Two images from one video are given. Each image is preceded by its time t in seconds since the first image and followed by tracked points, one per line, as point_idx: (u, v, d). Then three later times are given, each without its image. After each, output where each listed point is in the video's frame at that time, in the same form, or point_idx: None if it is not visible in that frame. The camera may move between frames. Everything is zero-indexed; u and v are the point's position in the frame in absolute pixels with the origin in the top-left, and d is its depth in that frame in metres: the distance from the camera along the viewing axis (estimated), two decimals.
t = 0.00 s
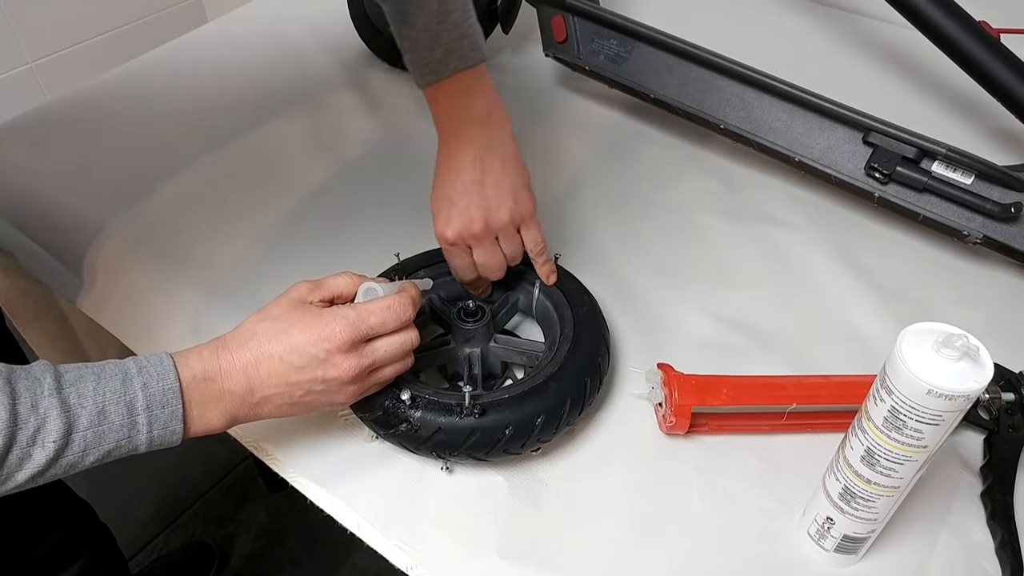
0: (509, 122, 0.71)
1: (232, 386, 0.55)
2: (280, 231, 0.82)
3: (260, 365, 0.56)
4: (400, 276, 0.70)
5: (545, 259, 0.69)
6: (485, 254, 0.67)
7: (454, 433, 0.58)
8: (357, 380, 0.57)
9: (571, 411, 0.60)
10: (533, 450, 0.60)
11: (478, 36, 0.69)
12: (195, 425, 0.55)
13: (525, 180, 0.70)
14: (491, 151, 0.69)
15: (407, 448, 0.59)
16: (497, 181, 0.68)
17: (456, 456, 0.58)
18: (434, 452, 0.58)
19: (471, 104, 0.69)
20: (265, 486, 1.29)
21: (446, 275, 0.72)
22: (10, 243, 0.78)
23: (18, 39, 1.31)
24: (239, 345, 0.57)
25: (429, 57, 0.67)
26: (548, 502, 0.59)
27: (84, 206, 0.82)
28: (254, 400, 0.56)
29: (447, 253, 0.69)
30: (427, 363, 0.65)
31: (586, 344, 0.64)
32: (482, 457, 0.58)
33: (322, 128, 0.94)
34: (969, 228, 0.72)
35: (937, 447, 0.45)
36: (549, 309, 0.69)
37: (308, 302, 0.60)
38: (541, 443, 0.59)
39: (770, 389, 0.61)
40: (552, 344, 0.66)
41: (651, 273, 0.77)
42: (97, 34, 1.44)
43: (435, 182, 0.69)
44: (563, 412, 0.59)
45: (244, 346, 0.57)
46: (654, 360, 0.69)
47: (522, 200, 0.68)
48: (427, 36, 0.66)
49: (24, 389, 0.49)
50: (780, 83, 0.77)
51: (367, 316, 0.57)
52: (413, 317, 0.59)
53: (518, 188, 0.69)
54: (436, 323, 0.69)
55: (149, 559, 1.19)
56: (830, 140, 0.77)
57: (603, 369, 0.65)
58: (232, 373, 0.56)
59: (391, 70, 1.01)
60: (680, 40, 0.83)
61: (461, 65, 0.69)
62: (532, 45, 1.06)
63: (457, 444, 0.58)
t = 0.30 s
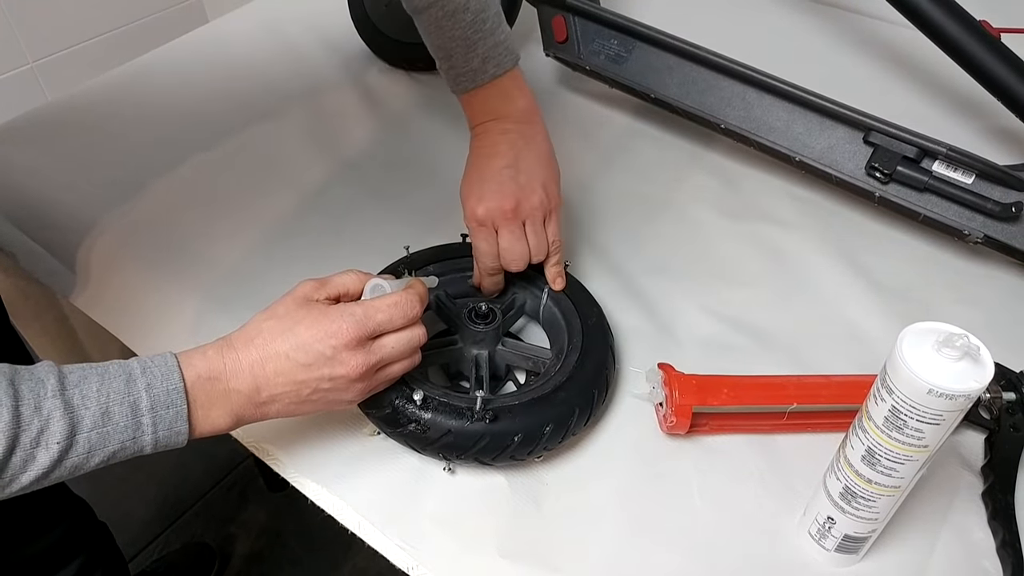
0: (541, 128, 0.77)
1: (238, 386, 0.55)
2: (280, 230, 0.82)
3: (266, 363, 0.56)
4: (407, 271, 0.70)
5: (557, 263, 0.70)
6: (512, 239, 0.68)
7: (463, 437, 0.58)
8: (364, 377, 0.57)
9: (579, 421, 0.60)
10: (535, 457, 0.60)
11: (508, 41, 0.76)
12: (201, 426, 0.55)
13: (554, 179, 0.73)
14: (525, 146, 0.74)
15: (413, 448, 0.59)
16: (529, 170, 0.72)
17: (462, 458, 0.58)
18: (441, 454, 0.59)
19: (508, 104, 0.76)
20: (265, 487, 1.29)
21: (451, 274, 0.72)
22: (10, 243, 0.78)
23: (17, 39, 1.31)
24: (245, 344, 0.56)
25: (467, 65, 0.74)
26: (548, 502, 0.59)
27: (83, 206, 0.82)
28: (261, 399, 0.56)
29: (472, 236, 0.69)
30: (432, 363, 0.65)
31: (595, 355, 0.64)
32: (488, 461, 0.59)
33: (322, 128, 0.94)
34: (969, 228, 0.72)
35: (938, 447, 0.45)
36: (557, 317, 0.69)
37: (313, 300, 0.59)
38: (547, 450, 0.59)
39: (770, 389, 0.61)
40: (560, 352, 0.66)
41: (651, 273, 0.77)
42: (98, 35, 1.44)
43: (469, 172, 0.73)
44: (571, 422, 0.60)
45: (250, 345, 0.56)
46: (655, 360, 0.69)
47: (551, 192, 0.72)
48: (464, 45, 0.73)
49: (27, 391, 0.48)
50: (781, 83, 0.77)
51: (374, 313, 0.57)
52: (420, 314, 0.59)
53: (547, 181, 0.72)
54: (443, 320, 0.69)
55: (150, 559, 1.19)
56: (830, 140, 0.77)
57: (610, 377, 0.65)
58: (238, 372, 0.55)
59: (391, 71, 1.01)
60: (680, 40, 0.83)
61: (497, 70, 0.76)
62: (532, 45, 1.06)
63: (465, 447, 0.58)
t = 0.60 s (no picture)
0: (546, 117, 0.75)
1: (237, 389, 0.55)
2: (280, 231, 0.82)
3: (265, 367, 0.56)
4: (407, 272, 0.70)
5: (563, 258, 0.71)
6: (543, 242, 0.69)
7: (464, 437, 0.58)
8: (363, 380, 0.58)
9: (579, 421, 0.60)
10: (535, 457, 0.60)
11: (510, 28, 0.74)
12: (201, 429, 0.55)
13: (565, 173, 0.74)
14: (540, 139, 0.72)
15: (414, 449, 0.59)
16: (552, 167, 0.71)
17: (463, 459, 0.58)
18: (443, 454, 0.59)
19: (516, 95, 0.73)
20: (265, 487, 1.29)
21: (451, 274, 0.72)
22: (10, 243, 0.78)
23: (18, 39, 1.31)
24: (244, 347, 0.56)
25: (472, 54, 0.72)
26: (548, 502, 0.59)
27: (83, 206, 0.82)
28: (260, 402, 0.56)
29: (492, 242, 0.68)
30: (432, 363, 0.65)
31: (596, 355, 0.64)
32: (489, 462, 0.59)
33: (322, 128, 0.95)
34: (968, 228, 0.72)
35: (937, 446, 0.45)
36: (557, 317, 0.69)
37: (313, 302, 0.60)
38: (548, 450, 0.59)
39: (770, 389, 0.61)
40: (561, 352, 0.66)
41: (651, 273, 0.77)
42: (99, 35, 1.45)
43: (488, 173, 0.71)
44: (571, 421, 0.60)
45: (249, 348, 0.56)
46: (655, 360, 0.69)
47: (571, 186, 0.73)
48: (466, 34, 0.71)
49: (26, 395, 0.48)
50: (780, 83, 0.77)
51: (372, 316, 0.57)
52: (419, 316, 0.59)
53: (568, 176, 0.73)
54: (443, 320, 0.69)
55: (151, 560, 1.20)
56: (829, 140, 0.77)
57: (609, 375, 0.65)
58: (237, 375, 0.55)
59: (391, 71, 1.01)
60: (680, 40, 0.83)
61: (501, 58, 0.73)
62: (532, 45, 1.06)
63: (467, 448, 0.58)
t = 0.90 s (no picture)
0: (550, 136, 0.70)
1: (235, 390, 0.55)
2: (280, 231, 0.82)
3: (263, 367, 0.56)
4: (405, 272, 0.71)
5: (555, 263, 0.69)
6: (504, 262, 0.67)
7: (461, 436, 0.58)
8: (361, 380, 0.58)
9: (577, 419, 0.60)
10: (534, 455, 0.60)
11: (514, 38, 0.69)
12: (199, 429, 0.55)
13: (557, 193, 0.69)
14: (527, 159, 0.68)
15: (412, 448, 0.59)
16: (527, 192, 0.67)
17: (461, 458, 0.59)
18: (441, 453, 0.59)
19: (511, 108, 0.69)
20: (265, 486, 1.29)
21: (449, 275, 0.72)
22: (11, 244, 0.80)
23: (18, 40, 1.32)
24: (241, 347, 0.57)
25: (467, 62, 0.67)
26: (547, 502, 0.59)
27: (83, 206, 0.82)
28: (258, 402, 0.56)
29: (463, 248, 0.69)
30: (431, 362, 0.66)
31: (594, 353, 0.64)
32: (487, 461, 0.59)
33: (323, 129, 0.95)
34: (967, 228, 0.72)
35: (935, 446, 0.45)
36: (555, 316, 0.69)
37: (310, 303, 0.60)
38: (546, 449, 0.59)
39: (769, 388, 0.61)
40: (559, 351, 0.66)
41: (651, 273, 0.77)
42: (98, 35, 1.45)
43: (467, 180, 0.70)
44: (569, 420, 0.60)
45: (247, 349, 0.57)
46: (655, 360, 0.69)
47: (549, 214, 0.67)
48: (463, 41, 0.66)
49: (24, 397, 0.48)
50: (779, 83, 0.77)
51: (370, 316, 0.57)
52: (416, 316, 0.60)
53: (546, 204, 0.67)
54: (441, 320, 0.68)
55: (150, 561, 1.20)
56: (828, 140, 0.77)
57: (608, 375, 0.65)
58: (235, 376, 0.56)
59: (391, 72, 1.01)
60: (680, 40, 0.83)
61: (500, 71, 0.68)
62: (532, 45, 1.06)
63: (464, 447, 0.58)
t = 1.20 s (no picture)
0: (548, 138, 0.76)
1: (233, 390, 0.56)
2: (279, 231, 0.82)
3: (260, 367, 0.56)
4: (403, 273, 0.70)
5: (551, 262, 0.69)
6: (498, 244, 0.68)
7: (457, 434, 0.58)
8: (359, 379, 0.58)
9: (574, 417, 0.60)
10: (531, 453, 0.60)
11: (516, 48, 0.75)
12: (197, 429, 0.55)
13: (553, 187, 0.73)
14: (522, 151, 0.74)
15: (409, 446, 0.59)
16: (522, 176, 0.72)
17: (457, 456, 0.59)
18: (436, 451, 0.59)
19: (511, 110, 0.75)
20: (265, 487, 1.29)
21: (448, 275, 0.72)
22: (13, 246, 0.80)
23: (18, 41, 1.32)
24: (238, 347, 0.57)
25: (472, 73, 0.74)
26: (547, 502, 0.59)
27: (82, 208, 0.82)
28: (256, 402, 0.56)
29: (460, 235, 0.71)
30: (429, 362, 0.66)
31: (590, 351, 0.64)
32: (484, 459, 0.59)
33: (323, 129, 0.95)
34: (966, 228, 0.72)
35: (932, 444, 0.45)
36: (553, 314, 0.69)
37: (307, 302, 0.60)
38: (542, 447, 0.59)
39: (768, 388, 0.61)
40: (556, 349, 0.66)
41: (650, 273, 0.77)
42: (98, 36, 1.45)
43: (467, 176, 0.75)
44: (566, 418, 0.60)
45: (244, 349, 0.57)
46: (654, 360, 0.69)
47: (541, 196, 0.71)
48: (469, 55, 0.72)
49: (21, 400, 0.48)
50: (778, 83, 0.78)
51: (367, 316, 0.57)
52: (413, 316, 0.60)
53: (541, 186, 0.72)
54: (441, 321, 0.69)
55: (150, 560, 1.19)
56: (826, 140, 0.77)
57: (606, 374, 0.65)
58: (232, 376, 0.56)
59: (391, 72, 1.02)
60: (678, 40, 0.84)
61: (503, 80, 0.75)
62: (531, 46, 1.06)
63: (460, 445, 0.58)
